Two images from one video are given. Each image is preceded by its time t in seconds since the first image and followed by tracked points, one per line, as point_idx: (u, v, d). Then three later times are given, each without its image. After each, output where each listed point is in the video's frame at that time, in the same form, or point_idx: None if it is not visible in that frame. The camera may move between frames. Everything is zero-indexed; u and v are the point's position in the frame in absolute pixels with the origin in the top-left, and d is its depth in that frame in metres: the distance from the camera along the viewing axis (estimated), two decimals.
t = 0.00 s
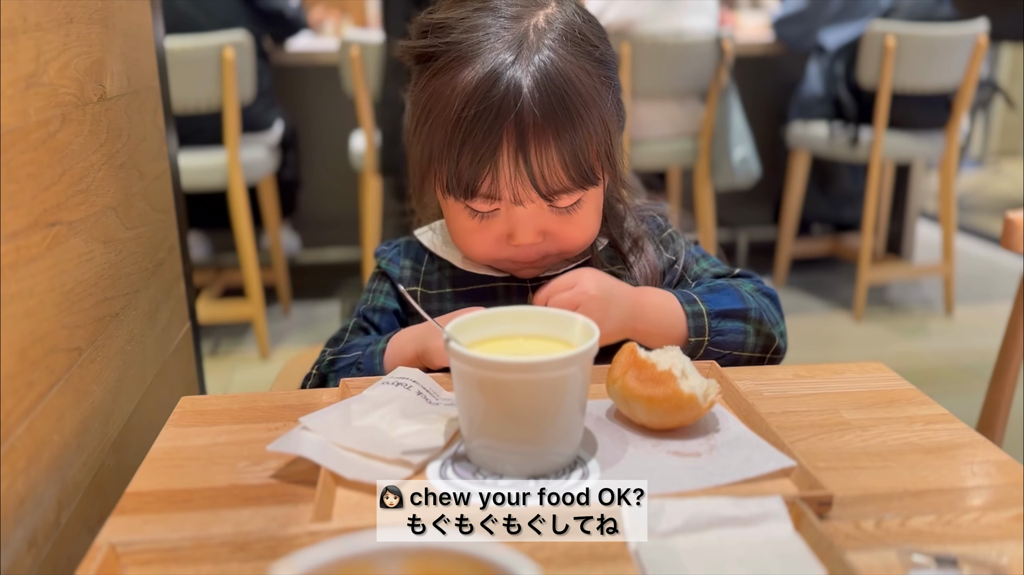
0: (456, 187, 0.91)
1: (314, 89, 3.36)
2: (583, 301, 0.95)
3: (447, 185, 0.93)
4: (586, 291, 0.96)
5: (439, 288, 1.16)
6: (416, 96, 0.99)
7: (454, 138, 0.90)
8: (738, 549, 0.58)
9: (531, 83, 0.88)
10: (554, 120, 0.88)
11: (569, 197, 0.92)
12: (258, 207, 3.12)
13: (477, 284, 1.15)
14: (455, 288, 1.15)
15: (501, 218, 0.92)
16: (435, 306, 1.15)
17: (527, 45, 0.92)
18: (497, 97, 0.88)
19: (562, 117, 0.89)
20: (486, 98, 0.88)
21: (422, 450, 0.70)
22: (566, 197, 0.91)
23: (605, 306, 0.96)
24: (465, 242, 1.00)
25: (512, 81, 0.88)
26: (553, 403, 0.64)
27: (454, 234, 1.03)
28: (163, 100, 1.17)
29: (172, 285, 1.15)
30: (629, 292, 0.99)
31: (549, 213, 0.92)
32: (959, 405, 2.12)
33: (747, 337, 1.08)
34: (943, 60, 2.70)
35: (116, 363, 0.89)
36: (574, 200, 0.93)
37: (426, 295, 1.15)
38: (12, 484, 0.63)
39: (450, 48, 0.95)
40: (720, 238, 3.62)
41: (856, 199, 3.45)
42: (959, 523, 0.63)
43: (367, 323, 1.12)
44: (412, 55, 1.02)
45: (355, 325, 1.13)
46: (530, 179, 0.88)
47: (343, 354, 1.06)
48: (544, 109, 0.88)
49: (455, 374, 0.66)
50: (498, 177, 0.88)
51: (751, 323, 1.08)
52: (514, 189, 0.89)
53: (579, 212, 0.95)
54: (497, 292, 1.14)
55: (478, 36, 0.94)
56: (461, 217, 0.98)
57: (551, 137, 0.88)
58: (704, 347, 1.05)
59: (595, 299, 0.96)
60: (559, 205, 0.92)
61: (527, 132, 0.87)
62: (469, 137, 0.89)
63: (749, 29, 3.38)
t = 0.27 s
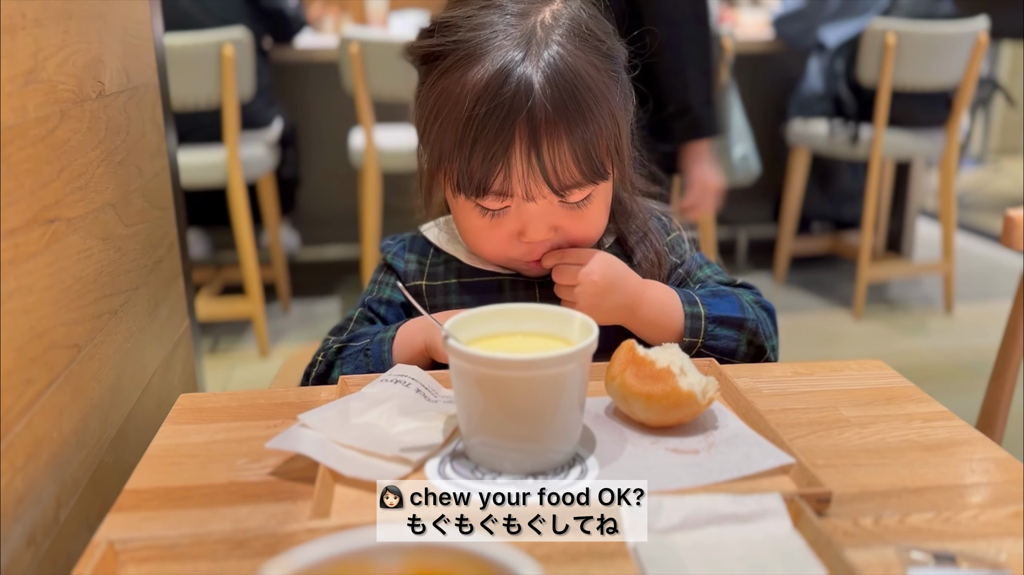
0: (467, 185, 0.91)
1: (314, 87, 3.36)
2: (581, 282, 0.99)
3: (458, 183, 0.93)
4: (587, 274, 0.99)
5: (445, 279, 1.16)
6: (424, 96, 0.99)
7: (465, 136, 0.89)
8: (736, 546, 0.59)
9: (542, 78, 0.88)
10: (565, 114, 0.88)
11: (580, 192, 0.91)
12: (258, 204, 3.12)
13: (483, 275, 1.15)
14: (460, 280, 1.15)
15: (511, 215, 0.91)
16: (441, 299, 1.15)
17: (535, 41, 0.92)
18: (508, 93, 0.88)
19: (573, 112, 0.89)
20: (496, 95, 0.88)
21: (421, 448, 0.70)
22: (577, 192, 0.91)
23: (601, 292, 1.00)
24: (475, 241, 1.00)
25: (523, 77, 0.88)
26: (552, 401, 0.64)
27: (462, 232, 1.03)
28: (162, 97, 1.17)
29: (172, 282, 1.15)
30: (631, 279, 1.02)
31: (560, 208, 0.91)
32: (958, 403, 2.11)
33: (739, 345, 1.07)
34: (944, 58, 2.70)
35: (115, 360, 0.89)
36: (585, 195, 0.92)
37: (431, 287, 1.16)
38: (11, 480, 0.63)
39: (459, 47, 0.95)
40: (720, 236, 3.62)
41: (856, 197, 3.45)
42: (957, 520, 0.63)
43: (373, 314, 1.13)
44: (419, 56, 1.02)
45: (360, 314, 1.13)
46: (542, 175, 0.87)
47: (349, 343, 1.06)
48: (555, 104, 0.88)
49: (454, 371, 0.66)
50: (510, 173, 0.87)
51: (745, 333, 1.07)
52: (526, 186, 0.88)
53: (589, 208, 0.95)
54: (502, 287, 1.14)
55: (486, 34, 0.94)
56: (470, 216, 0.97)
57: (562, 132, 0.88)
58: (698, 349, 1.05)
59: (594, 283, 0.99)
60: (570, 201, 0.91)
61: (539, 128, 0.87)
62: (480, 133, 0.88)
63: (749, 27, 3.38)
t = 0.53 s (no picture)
0: (466, 172, 0.90)
1: (314, 84, 3.36)
2: (617, 249, 1.00)
3: (457, 171, 0.93)
4: (621, 241, 1.01)
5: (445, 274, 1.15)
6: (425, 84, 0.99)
7: (464, 123, 0.89)
8: (736, 543, 0.58)
9: (545, 63, 0.88)
10: (567, 100, 0.88)
11: (580, 181, 0.91)
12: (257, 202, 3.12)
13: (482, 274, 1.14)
14: (461, 275, 1.14)
15: (511, 204, 0.91)
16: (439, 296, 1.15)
17: (540, 26, 0.92)
18: (510, 75, 0.87)
19: (572, 100, 0.88)
20: (496, 81, 0.88)
21: (421, 445, 0.70)
22: (577, 180, 0.90)
23: (636, 260, 1.00)
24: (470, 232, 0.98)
25: (526, 60, 0.88)
26: (552, 397, 0.64)
27: (461, 225, 1.02)
28: (160, 93, 1.17)
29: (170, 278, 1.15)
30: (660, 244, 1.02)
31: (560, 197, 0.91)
32: (958, 401, 2.11)
33: (755, 339, 1.09)
34: (944, 56, 2.69)
35: (114, 357, 0.88)
36: (586, 185, 0.92)
37: (432, 282, 1.15)
38: (9, 476, 0.62)
39: (460, 34, 0.95)
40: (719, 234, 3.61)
41: (856, 195, 3.45)
42: (957, 517, 0.63)
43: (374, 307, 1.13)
44: (422, 44, 1.02)
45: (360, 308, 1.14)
46: (542, 160, 0.87)
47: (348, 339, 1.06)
48: (557, 90, 0.88)
49: (453, 367, 0.66)
50: (509, 157, 0.87)
51: (761, 326, 1.10)
52: (525, 173, 0.88)
53: (590, 198, 0.94)
54: (502, 282, 1.13)
55: (487, 21, 0.94)
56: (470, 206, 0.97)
57: (563, 117, 0.88)
58: (720, 338, 1.07)
59: (629, 249, 1.00)
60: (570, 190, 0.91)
61: (539, 112, 0.87)
62: (479, 116, 0.88)
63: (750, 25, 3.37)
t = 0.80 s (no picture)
0: (455, 142, 0.92)
1: (313, 83, 3.36)
2: (660, 281, 0.91)
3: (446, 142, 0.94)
4: (662, 271, 0.92)
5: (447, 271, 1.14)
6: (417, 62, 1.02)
7: (449, 91, 0.92)
8: (735, 541, 0.58)
9: (532, 31, 0.91)
10: (553, 65, 0.90)
11: (570, 147, 0.91)
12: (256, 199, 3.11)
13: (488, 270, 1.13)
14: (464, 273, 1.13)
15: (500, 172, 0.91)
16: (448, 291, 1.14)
17: None
18: (496, 41, 0.90)
19: (555, 64, 0.90)
20: (478, 48, 0.90)
21: (420, 442, 0.70)
22: (566, 145, 0.90)
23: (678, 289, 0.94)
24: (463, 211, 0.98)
25: (513, 27, 0.91)
26: (551, 395, 0.64)
27: (454, 206, 1.02)
28: (160, 91, 1.16)
29: (170, 275, 1.15)
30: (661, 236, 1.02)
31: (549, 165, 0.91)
32: (958, 400, 2.11)
33: (781, 340, 1.11)
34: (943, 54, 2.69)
35: (113, 355, 0.88)
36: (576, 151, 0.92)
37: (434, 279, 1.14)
38: (8, 474, 0.62)
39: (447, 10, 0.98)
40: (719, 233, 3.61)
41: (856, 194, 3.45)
42: (956, 514, 0.63)
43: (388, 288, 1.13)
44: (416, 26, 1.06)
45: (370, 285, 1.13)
46: (529, 123, 0.89)
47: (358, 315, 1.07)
48: (544, 55, 0.90)
49: (452, 364, 0.66)
50: (495, 120, 0.89)
51: (785, 326, 1.12)
52: (512, 139, 0.89)
53: (583, 169, 0.94)
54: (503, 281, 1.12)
55: None
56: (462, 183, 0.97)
57: (550, 81, 0.90)
58: (750, 347, 1.07)
59: (670, 279, 0.93)
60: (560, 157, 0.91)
61: (523, 73, 0.89)
62: (466, 81, 0.90)
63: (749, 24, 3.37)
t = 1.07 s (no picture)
0: (453, 125, 0.90)
1: (312, 82, 3.36)
2: (666, 274, 0.91)
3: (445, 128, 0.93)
4: (666, 263, 0.92)
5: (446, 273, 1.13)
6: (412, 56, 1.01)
7: (447, 74, 0.91)
8: (734, 540, 0.59)
9: (528, 12, 0.91)
10: (551, 42, 0.90)
11: (571, 126, 0.90)
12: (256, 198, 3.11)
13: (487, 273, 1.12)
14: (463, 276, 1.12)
15: (502, 156, 0.89)
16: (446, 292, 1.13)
17: None
18: (492, 22, 0.91)
19: (554, 44, 0.90)
20: (475, 31, 0.91)
21: (419, 441, 0.70)
22: (567, 124, 0.89)
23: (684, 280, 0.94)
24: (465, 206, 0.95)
25: (509, 10, 0.92)
26: (551, 394, 0.64)
27: (457, 205, 0.99)
28: (159, 90, 1.16)
29: (169, 274, 1.15)
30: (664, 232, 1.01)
31: (552, 145, 0.89)
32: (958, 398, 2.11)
33: (796, 315, 1.10)
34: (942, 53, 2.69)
35: (112, 354, 0.88)
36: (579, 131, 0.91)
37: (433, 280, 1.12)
38: (8, 472, 0.62)
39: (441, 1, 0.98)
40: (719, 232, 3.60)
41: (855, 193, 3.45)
42: (956, 514, 0.63)
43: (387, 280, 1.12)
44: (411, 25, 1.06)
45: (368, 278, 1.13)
46: (530, 101, 0.88)
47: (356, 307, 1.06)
48: (542, 33, 0.90)
49: (452, 363, 0.66)
50: (495, 99, 0.88)
51: (796, 300, 1.11)
52: (513, 119, 0.88)
53: (585, 153, 0.92)
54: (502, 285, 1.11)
55: None
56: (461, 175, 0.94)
57: (548, 59, 0.90)
58: (765, 326, 1.05)
59: (675, 271, 0.92)
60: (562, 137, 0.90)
61: (522, 52, 0.89)
62: (463, 62, 0.90)
63: (749, 22, 3.37)
